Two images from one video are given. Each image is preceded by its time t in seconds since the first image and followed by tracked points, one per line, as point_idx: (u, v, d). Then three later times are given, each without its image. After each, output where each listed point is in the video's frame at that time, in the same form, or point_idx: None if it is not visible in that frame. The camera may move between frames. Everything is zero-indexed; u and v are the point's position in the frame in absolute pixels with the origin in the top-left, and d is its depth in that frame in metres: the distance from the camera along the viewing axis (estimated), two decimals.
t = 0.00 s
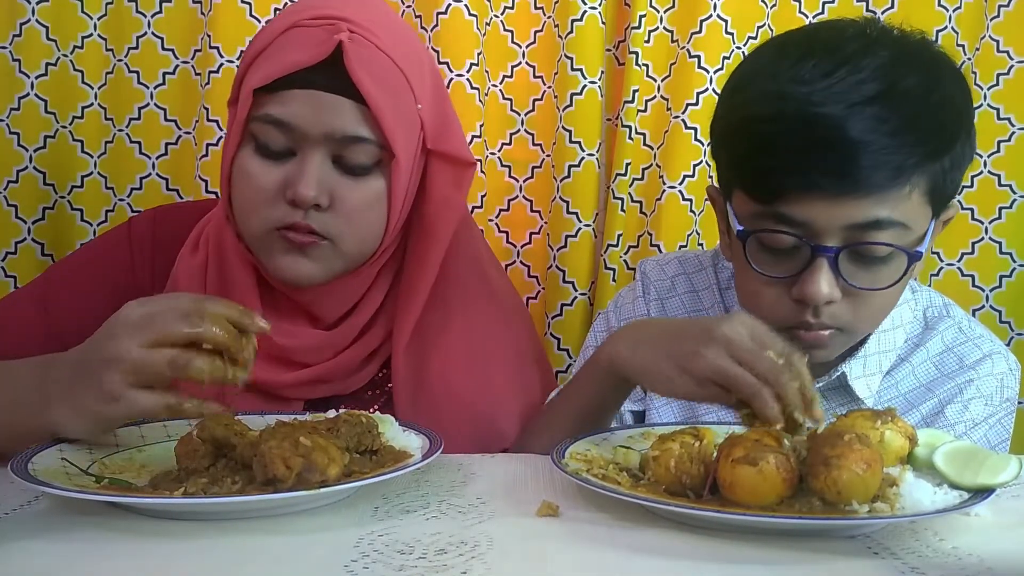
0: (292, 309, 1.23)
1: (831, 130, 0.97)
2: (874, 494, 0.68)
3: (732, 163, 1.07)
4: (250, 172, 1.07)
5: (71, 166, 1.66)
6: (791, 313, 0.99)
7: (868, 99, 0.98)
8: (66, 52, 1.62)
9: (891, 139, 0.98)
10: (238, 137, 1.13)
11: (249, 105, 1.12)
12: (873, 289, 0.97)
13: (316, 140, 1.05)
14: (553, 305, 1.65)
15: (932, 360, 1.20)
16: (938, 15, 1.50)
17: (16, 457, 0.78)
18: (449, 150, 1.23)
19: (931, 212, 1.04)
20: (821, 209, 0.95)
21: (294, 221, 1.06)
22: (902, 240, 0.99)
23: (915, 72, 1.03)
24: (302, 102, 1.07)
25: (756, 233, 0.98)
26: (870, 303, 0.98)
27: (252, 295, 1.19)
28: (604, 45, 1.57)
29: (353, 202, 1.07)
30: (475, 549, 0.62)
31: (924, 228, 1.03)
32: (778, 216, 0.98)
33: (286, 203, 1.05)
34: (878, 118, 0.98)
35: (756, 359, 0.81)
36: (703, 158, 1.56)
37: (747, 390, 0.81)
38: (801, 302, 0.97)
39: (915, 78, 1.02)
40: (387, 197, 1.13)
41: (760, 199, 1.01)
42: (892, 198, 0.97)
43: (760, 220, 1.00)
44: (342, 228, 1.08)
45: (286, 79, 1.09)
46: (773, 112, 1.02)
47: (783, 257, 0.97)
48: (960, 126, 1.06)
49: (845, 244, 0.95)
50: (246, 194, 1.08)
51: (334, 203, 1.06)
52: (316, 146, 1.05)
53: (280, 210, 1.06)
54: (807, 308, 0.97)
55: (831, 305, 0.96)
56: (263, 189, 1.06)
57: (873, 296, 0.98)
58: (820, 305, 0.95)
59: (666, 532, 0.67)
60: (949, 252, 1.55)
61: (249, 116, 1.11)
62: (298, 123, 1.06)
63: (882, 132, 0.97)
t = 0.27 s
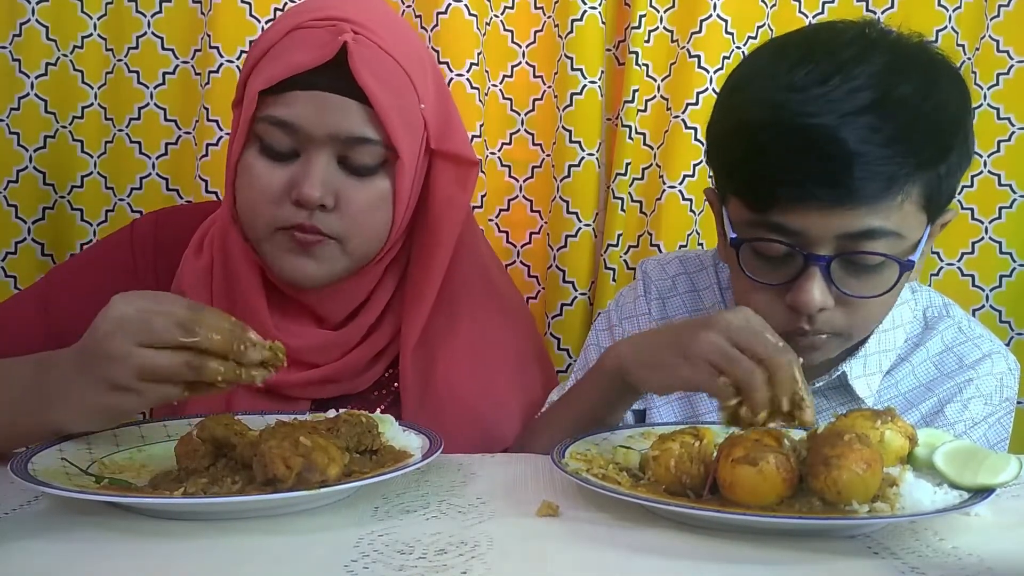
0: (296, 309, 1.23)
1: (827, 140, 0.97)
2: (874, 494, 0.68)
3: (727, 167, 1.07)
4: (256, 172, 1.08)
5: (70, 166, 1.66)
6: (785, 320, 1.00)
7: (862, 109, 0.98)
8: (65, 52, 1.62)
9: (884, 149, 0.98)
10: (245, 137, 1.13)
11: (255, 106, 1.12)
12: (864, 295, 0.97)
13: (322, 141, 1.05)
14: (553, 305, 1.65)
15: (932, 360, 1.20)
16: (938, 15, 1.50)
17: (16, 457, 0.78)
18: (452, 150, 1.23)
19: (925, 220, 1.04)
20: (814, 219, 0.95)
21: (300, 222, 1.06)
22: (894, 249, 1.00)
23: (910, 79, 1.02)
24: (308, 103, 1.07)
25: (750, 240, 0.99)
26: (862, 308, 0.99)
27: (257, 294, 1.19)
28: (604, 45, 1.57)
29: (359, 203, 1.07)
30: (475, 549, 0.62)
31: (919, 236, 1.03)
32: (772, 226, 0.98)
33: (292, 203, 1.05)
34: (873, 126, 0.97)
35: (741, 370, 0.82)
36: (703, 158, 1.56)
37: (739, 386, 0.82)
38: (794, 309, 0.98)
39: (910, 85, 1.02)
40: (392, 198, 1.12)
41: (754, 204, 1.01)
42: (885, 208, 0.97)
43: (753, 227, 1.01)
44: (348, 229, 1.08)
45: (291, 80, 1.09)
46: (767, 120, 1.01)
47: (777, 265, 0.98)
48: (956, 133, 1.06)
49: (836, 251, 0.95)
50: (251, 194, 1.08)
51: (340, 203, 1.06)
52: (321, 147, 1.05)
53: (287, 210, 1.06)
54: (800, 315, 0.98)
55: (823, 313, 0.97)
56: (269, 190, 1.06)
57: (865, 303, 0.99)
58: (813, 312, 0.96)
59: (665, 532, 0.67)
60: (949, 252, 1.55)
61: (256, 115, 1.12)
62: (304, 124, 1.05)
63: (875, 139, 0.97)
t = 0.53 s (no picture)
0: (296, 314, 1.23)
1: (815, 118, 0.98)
2: (874, 494, 0.68)
3: (724, 158, 1.08)
4: (252, 177, 1.07)
5: (70, 166, 1.66)
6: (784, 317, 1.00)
7: (852, 89, 0.99)
8: (65, 51, 1.62)
9: (873, 125, 0.98)
10: (241, 142, 1.12)
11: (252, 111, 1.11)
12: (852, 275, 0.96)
13: (320, 144, 1.05)
14: (553, 305, 1.65)
15: (934, 361, 1.20)
16: (938, 15, 1.50)
17: (16, 457, 0.78)
18: (451, 152, 1.22)
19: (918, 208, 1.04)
20: (801, 188, 0.95)
21: (298, 226, 1.06)
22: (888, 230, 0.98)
23: (903, 68, 1.02)
24: (306, 105, 1.07)
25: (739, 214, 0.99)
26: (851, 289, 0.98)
27: (256, 300, 1.19)
28: (604, 45, 1.57)
29: (358, 205, 1.08)
30: (475, 549, 0.62)
31: (912, 223, 1.02)
32: (759, 199, 0.98)
33: (289, 207, 1.05)
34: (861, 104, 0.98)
35: (729, 384, 0.83)
36: (703, 158, 1.56)
37: (721, 398, 0.84)
38: (779, 287, 0.97)
39: (904, 73, 1.02)
40: (391, 200, 1.12)
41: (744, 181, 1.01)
42: (875, 182, 0.96)
43: (743, 203, 1.01)
44: (348, 232, 1.08)
45: (289, 82, 1.09)
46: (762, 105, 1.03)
47: (763, 240, 0.98)
48: (950, 123, 1.06)
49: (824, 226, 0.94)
50: (247, 199, 1.08)
51: (339, 206, 1.06)
52: (320, 150, 1.05)
53: (283, 214, 1.05)
54: (785, 294, 0.97)
55: (809, 291, 0.96)
56: (266, 194, 1.06)
57: (852, 284, 0.97)
58: (796, 292, 0.96)
59: (665, 532, 0.67)
60: (949, 252, 1.55)
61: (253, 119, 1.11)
62: (302, 127, 1.05)
63: (865, 116, 0.98)
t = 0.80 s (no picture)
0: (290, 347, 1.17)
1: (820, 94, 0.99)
2: (874, 495, 0.68)
3: (730, 149, 1.08)
4: (236, 213, 1.02)
5: (70, 166, 1.66)
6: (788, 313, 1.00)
7: (854, 68, 1.00)
8: (65, 52, 1.62)
9: (877, 98, 0.99)
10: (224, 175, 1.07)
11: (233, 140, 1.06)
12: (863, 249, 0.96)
13: (304, 178, 0.99)
14: (553, 305, 1.65)
15: (933, 361, 1.20)
16: (938, 14, 1.49)
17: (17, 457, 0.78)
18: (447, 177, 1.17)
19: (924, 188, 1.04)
20: (809, 161, 0.96)
21: (287, 264, 1.00)
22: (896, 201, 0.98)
23: (901, 51, 1.04)
24: (288, 137, 1.01)
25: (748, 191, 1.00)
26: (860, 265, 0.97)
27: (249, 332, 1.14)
28: (604, 45, 1.57)
29: (350, 240, 1.02)
30: (475, 549, 0.62)
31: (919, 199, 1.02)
32: (767, 176, 0.99)
33: (276, 245, 0.99)
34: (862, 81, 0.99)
35: (726, 360, 0.81)
36: (703, 158, 1.56)
37: (717, 371, 0.81)
38: (791, 262, 0.97)
39: (901, 56, 1.04)
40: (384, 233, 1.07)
41: (752, 163, 1.02)
42: (882, 155, 0.97)
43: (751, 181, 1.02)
44: (339, 268, 1.03)
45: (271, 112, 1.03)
46: (764, 89, 1.04)
47: (772, 215, 0.98)
48: (949, 105, 1.07)
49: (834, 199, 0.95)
50: (233, 236, 1.03)
51: (329, 242, 1.01)
52: (304, 184, 0.99)
53: (270, 252, 1.00)
54: (796, 270, 0.97)
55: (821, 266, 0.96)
56: (252, 232, 1.01)
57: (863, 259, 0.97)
58: (810, 264, 0.96)
59: (664, 531, 0.67)
60: (949, 252, 1.55)
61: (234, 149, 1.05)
62: (283, 160, 1.00)
63: (867, 92, 0.99)
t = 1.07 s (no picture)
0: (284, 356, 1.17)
1: (827, 101, 0.98)
2: (874, 495, 0.68)
3: (732, 154, 1.08)
4: (212, 232, 1.01)
5: (70, 166, 1.66)
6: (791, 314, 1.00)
7: (862, 74, 1.00)
8: (65, 52, 1.62)
9: (883, 108, 0.98)
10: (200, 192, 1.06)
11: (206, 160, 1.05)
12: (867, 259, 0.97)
13: (276, 199, 0.97)
14: (553, 305, 1.65)
15: (938, 361, 1.19)
16: (937, 15, 1.49)
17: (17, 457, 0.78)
18: (430, 187, 1.16)
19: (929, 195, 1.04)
20: (814, 172, 0.96)
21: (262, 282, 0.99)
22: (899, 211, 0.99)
23: (908, 55, 1.04)
24: (258, 158, 0.99)
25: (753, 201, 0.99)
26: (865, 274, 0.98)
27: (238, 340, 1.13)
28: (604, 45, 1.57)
29: (326, 259, 1.00)
30: (475, 549, 0.62)
31: (924, 208, 1.03)
32: (771, 185, 0.99)
33: (251, 264, 0.98)
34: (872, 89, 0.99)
35: (700, 368, 0.83)
36: (703, 158, 1.56)
37: (689, 377, 0.84)
38: (796, 272, 0.97)
39: (909, 60, 1.03)
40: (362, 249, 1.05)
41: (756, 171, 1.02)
42: (888, 166, 0.98)
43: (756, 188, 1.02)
44: (319, 283, 1.02)
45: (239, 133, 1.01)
46: (768, 93, 1.04)
47: (778, 227, 0.98)
48: (956, 109, 1.07)
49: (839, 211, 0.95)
50: (211, 254, 1.02)
51: (305, 260, 0.99)
52: (278, 205, 0.97)
53: (246, 271, 0.99)
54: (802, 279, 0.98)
55: (825, 276, 0.96)
56: (227, 250, 1.00)
57: (868, 269, 0.98)
58: (815, 275, 0.96)
59: (664, 531, 0.67)
60: (949, 252, 1.55)
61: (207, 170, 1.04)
62: (254, 181, 0.98)
63: (875, 101, 0.98)
